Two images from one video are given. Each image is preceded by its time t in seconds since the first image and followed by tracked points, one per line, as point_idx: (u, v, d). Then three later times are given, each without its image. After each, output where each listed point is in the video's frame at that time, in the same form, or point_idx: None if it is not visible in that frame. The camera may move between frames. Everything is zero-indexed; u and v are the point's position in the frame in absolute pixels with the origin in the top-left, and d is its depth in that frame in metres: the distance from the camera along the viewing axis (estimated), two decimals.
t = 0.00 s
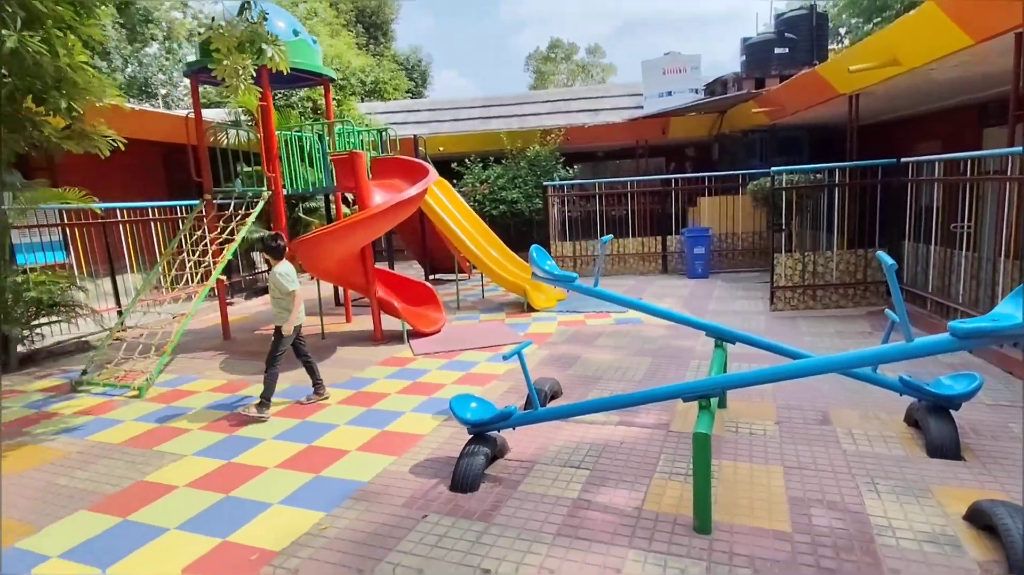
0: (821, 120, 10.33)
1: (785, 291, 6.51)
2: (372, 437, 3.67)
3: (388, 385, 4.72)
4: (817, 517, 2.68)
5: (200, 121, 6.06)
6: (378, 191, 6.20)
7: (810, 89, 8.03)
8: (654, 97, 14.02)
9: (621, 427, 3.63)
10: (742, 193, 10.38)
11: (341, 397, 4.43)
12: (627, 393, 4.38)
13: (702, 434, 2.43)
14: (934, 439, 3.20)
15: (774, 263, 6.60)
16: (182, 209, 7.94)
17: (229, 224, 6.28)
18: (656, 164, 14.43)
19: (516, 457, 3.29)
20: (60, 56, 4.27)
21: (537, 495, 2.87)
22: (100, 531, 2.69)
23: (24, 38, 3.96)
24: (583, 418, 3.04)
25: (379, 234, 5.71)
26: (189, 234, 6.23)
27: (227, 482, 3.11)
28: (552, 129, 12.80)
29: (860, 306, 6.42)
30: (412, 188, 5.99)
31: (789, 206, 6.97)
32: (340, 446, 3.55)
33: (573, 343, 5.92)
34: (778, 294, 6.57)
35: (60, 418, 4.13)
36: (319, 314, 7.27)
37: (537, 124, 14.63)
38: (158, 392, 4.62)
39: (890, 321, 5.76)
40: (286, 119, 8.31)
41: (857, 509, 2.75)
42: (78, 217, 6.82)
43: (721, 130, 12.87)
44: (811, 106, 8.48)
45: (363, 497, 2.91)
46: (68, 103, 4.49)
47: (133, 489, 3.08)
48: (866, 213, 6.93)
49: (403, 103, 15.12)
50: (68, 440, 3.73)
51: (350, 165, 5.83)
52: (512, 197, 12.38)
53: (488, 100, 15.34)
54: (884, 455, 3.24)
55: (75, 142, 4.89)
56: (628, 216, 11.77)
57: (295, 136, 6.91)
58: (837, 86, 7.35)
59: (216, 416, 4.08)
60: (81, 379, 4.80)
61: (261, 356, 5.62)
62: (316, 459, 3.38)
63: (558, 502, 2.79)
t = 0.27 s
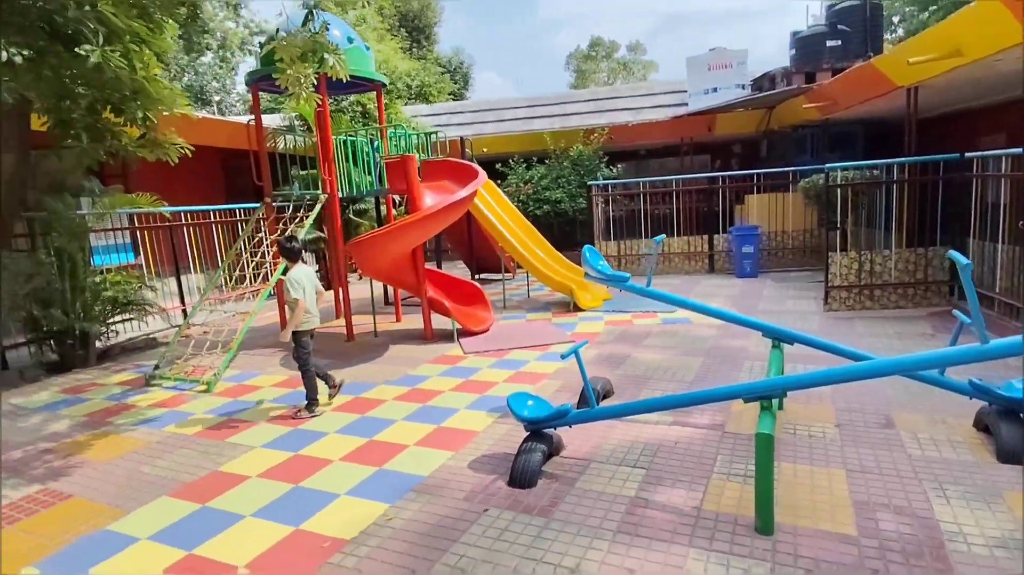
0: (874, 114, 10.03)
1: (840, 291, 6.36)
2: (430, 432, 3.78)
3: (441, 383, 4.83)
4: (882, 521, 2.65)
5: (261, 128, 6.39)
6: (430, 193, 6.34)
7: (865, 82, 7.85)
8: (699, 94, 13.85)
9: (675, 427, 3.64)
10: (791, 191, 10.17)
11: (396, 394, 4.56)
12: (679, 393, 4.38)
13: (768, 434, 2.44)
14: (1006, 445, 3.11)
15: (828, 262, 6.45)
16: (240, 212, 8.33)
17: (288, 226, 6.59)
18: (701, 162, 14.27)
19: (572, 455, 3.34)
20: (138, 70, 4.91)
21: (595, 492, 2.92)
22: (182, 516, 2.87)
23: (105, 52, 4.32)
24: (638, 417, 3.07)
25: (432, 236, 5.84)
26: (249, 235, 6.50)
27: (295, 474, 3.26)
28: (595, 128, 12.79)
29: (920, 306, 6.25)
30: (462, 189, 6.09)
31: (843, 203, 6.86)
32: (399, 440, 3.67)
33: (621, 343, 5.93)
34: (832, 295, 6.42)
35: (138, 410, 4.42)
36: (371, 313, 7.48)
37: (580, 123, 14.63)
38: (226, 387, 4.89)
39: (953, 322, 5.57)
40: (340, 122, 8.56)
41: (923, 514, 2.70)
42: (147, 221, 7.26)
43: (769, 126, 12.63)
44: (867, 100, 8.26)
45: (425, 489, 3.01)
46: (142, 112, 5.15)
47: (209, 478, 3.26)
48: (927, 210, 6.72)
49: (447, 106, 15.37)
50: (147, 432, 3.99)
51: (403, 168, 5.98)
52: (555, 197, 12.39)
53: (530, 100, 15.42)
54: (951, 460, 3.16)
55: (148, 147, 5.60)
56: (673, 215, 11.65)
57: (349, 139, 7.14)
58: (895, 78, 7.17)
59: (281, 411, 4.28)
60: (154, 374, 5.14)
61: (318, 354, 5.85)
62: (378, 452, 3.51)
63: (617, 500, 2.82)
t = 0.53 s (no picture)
0: (932, 107, 9.67)
1: (900, 291, 6.16)
2: (485, 430, 3.81)
3: (492, 381, 4.85)
4: (957, 527, 2.57)
5: (316, 132, 6.59)
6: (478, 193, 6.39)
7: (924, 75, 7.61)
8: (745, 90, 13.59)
9: (733, 429, 3.59)
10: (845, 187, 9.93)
11: (449, 391, 4.63)
12: (735, 393, 4.32)
13: (839, 436, 2.38)
14: None
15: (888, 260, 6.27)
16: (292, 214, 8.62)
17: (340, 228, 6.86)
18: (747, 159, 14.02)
19: (629, 454, 3.33)
20: (204, 79, 5.02)
21: (655, 492, 2.90)
22: (251, 506, 2.97)
23: (173, 60, 4.52)
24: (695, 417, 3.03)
25: (480, 236, 5.89)
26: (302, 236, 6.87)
27: (355, 468, 3.34)
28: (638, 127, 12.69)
29: (986, 307, 6.02)
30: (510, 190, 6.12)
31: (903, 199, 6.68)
32: (455, 437, 3.71)
33: (671, 342, 5.87)
34: (892, 294, 6.24)
35: (203, 405, 4.63)
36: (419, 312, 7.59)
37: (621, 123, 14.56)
38: (283, 383, 5.08)
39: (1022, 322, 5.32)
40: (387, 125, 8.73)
41: (1001, 521, 2.61)
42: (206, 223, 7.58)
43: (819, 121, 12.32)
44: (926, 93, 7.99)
45: (483, 486, 3.05)
46: (206, 118, 5.37)
47: (273, 471, 3.37)
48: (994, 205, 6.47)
49: (488, 107, 15.48)
50: (212, 426, 4.16)
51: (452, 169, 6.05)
52: (598, 196, 12.20)
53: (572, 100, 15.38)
54: None
55: (211, 151, 5.78)
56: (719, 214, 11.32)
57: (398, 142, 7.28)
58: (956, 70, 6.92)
59: (338, 407, 4.40)
60: (216, 369, 5.38)
61: (369, 352, 6.00)
62: (434, 448, 3.56)
63: (678, 501, 2.80)
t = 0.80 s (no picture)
0: (979, 103, 9.37)
1: (953, 294, 6.03)
2: (530, 435, 3.79)
3: (533, 385, 4.82)
4: None
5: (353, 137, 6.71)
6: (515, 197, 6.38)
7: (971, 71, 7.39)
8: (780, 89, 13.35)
9: (786, 437, 3.56)
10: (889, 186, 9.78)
11: (490, 395, 4.61)
12: (783, 399, 4.23)
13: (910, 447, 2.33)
14: None
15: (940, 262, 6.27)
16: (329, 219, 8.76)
17: (376, 233, 7.14)
18: (783, 159, 13.78)
19: (679, 462, 3.29)
20: (249, 87, 5.08)
21: (709, 501, 2.86)
22: (302, 510, 3.00)
23: (221, 70, 4.52)
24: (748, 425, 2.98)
25: (518, 239, 5.87)
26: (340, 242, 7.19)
27: (403, 472, 3.35)
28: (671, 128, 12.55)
29: None
30: (548, 193, 6.08)
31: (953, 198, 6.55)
32: (501, 442, 3.69)
33: (713, 346, 5.79)
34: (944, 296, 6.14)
35: (248, 407, 4.73)
36: (455, 315, 7.62)
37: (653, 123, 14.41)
38: (325, 386, 5.15)
39: None
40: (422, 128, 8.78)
41: None
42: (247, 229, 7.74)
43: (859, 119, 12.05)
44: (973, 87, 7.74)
45: (532, 492, 3.03)
46: (252, 125, 5.43)
47: (322, 475, 3.40)
48: None
49: (517, 109, 15.48)
50: (259, 428, 4.23)
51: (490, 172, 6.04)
52: (631, 198, 12.04)
53: (602, 101, 15.26)
54: None
55: (255, 160, 5.75)
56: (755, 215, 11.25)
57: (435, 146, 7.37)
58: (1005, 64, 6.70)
59: (381, 410, 4.44)
60: (259, 371, 5.48)
61: (408, 356, 6.04)
62: (480, 453, 3.55)
63: (735, 511, 2.75)
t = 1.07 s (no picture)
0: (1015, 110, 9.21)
1: (990, 303, 6.10)
2: (561, 445, 3.73)
3: (561, 394, 4.76)
4: None
5: (379, 144, 6.76)
6: (541, 204, 6.34)
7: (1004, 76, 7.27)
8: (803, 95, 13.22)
9: (827, 450, 3.58)
10: (918, 192, 9.68)
11: (519, 404, 4.56)
12: (819, 411, 4.17)
13: (968, 465, 2.26)
14: None
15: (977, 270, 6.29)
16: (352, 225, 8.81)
17: (400, 240, 7.23)
18: (807, 165, 13.66)
19: (717, 475, 3.24)
20: (279, 95, 5.12)
21: (752, 517, 2.81)
22: (336, 519, 2.97)
23: (253, 78, 4.55)
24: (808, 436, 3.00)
25: (545, 247, 5.84)
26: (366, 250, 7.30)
27: (435, 482, 3.31)
28: (693, 134, 12.44)
29: None
30: (575, 200, 6.04)
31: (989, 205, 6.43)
32: (533, 452, 3.64)
33: (743, 355, 5.71)
34: (981, 305, 6.14)
35: (276, 413, 4.73)
36: (478, 322, 7.61)
37: (673, 129, 14.33)
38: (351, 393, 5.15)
39: None
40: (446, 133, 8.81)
41: None
42: (272, 235, 7.79)
43: (885, 125, 11.91)
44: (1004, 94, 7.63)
45: (569, 505, 2.98)
46: (281, 133, 5.49)
47: (354, 483, 3.37)
48: None
49: (537, 116, 15.47)
50: (288, 435, 4.23)
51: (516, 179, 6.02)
52: (653, 205, 11.93)
53: (622, 107, 15.20)
54: None
55: (283, 168, 5.82)
56: (779, 221, 11.11)
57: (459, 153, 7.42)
58: None
59: (409, 417, 4.42)
60: (285, 378, 5.50)
61: (432, 363, 6.03)
62: (513, 463, 3.50)
63: (780, 528, 2.70)
